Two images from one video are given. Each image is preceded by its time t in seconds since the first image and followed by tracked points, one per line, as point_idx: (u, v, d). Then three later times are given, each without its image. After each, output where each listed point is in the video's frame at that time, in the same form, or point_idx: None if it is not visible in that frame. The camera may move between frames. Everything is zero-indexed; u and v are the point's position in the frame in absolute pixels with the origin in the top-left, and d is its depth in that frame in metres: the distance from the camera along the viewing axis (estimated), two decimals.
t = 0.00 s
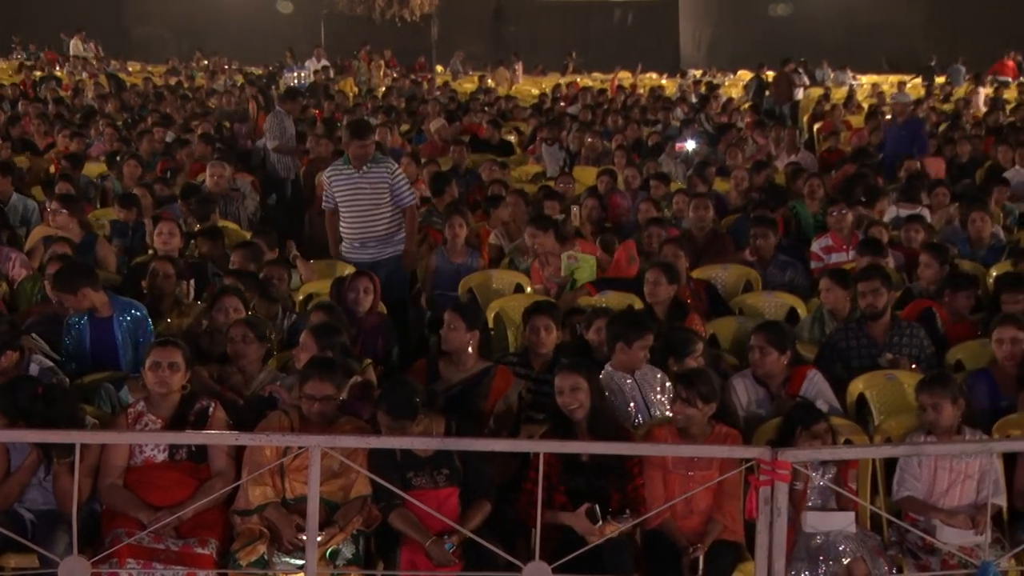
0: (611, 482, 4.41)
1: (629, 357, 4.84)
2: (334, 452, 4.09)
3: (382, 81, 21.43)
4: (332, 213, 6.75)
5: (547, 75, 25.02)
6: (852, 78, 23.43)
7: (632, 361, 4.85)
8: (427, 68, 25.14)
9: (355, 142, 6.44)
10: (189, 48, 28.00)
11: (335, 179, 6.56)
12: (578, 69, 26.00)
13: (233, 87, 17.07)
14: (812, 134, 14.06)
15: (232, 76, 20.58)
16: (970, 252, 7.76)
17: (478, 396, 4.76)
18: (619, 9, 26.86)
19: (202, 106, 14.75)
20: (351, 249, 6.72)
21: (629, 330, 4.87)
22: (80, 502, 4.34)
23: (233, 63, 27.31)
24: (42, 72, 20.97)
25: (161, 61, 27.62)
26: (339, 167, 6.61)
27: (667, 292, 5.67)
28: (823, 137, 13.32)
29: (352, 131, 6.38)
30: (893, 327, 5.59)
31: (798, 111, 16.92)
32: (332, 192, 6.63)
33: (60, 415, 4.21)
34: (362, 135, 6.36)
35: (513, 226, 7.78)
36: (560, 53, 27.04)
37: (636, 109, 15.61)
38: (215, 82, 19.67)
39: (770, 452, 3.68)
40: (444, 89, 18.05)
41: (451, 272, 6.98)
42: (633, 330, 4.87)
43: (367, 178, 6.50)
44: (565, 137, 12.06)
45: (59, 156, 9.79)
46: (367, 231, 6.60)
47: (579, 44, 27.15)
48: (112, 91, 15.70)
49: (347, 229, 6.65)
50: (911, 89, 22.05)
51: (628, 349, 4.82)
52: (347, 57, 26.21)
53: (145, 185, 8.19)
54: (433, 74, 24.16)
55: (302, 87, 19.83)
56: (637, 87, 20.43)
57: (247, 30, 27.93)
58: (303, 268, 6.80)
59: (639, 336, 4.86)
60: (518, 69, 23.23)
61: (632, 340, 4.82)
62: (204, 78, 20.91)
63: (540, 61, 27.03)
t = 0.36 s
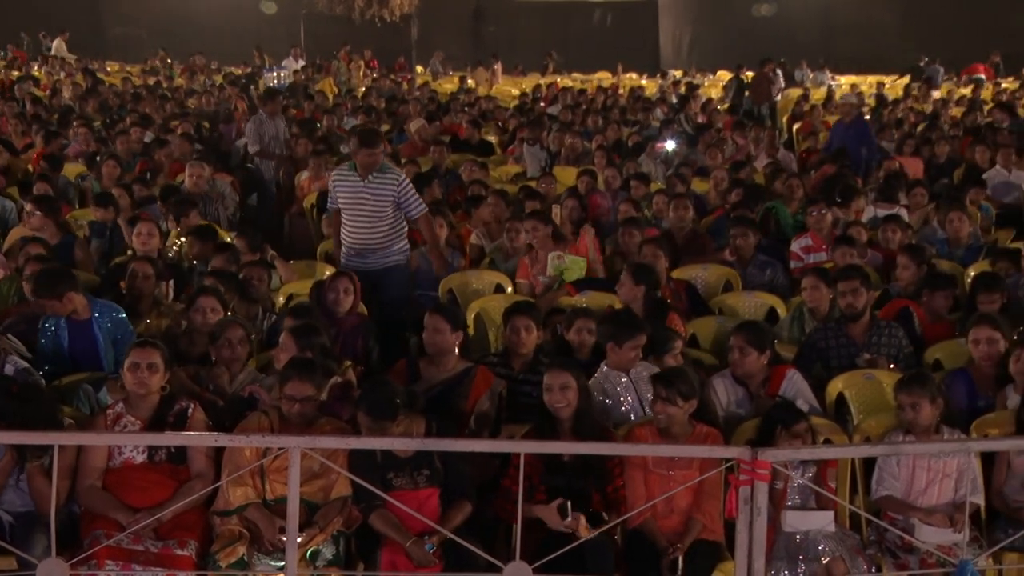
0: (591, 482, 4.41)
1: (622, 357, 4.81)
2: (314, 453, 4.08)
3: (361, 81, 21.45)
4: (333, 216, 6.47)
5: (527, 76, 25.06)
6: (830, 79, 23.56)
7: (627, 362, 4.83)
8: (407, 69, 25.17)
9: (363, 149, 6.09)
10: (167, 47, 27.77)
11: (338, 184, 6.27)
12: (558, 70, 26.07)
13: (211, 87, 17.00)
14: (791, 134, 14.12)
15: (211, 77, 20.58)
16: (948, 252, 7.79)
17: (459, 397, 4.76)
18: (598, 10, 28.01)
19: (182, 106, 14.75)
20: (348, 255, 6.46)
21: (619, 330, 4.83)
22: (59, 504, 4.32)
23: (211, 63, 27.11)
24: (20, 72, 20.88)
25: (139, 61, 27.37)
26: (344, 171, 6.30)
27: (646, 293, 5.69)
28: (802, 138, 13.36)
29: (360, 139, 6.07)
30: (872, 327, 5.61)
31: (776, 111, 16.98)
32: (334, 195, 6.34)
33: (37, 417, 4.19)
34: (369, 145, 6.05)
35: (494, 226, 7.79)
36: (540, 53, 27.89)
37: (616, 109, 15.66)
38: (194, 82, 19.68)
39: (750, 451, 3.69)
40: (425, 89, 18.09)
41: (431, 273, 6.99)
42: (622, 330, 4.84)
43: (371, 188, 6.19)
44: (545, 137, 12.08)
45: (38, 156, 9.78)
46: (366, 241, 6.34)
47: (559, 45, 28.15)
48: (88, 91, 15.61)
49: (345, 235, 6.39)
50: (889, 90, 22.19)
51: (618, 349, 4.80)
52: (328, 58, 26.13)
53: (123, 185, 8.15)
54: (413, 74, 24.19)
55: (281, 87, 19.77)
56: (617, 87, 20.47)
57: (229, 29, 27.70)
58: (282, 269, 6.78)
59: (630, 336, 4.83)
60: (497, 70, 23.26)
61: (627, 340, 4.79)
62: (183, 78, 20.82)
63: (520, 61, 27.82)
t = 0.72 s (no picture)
0: (570, 481, 4.42)
1: (644, 357, 4.85)
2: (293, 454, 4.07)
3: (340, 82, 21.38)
4: (327, 214, 6.39)
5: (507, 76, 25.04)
6: (809, 79, 23.61)
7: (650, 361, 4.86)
8: (386, 70, 25.12)
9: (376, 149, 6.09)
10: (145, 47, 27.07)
11: (340, 178, 6.24)
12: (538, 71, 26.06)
13: (189, 87, 16.91)
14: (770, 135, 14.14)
15: (189, 77, 20.49)
16: (926, 252, 7.83)
17: (439, 395, 4.75)
18: (578, 10, 28.08)
19: (160, 106, 14.69)
20: (343, 255, 6.37)
21: (633, 330, 4.89)
22: (36, 506, 4.30)
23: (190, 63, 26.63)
24: None
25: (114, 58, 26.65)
26: (345, 168, 6.28)
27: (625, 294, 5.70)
28: (780, 138, 13.39)
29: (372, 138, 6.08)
30: (850, 327, 5.63)
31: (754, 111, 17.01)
32: (333, 191, 6.29)
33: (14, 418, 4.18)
34: (383, 142, 6.04)
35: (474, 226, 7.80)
36: (518, 53, 27.84)
37: (595, 110, 15.66)
38: (171, 82, 19.59)
39: (730, 451, 3.69)
40: (404, 89, 18.05)
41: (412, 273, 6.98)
42: (635, 331, 4.90)
43: (376, 185, 6.20)
44: (524, 137, 12.07)
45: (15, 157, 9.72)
46: (367, 239, 6.28)
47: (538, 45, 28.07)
48: (64, 90, 15.48)
49: (342, 233, 6.31)
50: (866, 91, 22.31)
51: (632, 349, 4.84)
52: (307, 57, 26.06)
53: (100, 186, 8.12)
54: (392, 74, 24.14)
55: (260, 87, 19.67)
56: (596, 87, 20.46)
57: (211, 30, 27.10)
58: (263, 270, 6.77)
59: (641, 336, 4.89)
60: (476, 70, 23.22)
61: (645, 338, 4.84)
62: (161, 78, 20.73)
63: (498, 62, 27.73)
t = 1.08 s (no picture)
0: (546, 479, 4.43)
1: (646, 358, 4.84)
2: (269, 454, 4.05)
3: (316, 81, 21.28)
4: (307, 221, 6.17)
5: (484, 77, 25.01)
6: (784, 80, 23.65)
7: (652, 362, 4.84)
8: (361, 70, 25.04)
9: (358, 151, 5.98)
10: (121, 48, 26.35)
11: (327, 184, 6.05)
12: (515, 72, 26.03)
13: (163, 87, 16.81)
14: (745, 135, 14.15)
15: (162, 76, 20.39)
16: (899, 252, 7.87)
17: (402, 395, 4.71)
18: (554, 10, 28.03)
19: (133, 106, 14.61)
20: (332, 260, 6.19)
21: (639, 330, 4.87)
22: (9, 506, 4.27)
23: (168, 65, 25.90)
24: None
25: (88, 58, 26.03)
26: (327, 173, 6.09)
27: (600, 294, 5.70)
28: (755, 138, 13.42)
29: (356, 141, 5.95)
30: (826, 327, 5.65)
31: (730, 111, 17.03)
32: (319, 196, 6.09)
33: None
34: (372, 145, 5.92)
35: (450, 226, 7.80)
36: (494, 53, 27.74)
37: (572, 109, 15.65)
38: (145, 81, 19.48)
39: (705, 450, 3.70)
40: (379, 90, 18.00)
41: (388, 274, 6.98)
42: (640, 331, 4.90)
43: (365, 187, 6.09)
44: (500, 137, 12.06)
45: None
46: (357, 242, 6.15)
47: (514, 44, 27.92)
48: (36, 89, 15.36)
49: (332, 238, 6.13)
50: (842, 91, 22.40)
51: (635, 348, 4.82)
52: (283, 57, 25.95)
53: (73, 186, 8.08)
54: (367, 75, 24.06)
55: (235, 88, 19.57)
56: (571, 87, 20.44)
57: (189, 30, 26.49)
58: (238, 271, 6.77)
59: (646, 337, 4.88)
60: (451, 71, 23.15)
61: (648, 340, 4.84)
62: (135, 78, 20.61)
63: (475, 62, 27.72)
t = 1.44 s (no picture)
0: (525, 480, 4.38)
1: (639, 361, 4.89)
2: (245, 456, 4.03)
3: (293, 81, 21.24)
4: (289, 240, 6.11)
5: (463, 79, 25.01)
6: (761, 82, 23.73)
7: (643, 366, 4.89)
8: (339, 71, 25.00)
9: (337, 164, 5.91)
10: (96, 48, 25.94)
11: (307, 199, 6.01)
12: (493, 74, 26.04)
13: (137, 89, 16.74)
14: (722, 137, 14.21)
15: (139, 76, 20.32)
16: (875, 253, 7.89)
17: (379, 398, 4.68)
18: (531, 12, 28.31)
19: (109, 107, 14.57)
20: (324, 273, 6.16)
21: (634, 332, 4.91)
22: None
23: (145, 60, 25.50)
24: None
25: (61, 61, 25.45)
26: (302, 189, 6.04)
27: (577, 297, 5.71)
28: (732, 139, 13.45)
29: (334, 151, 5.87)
30: (803, 328, 5.67)
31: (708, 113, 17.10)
32: (300, 213, 6.04)
33: None
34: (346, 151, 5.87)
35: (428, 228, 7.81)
36: (470, 57, 28.08)
37: (549, 110, 15.69)
38: (121, 82, 19.41)
39: (683, 450, 3.70)
40: (357, 91, 17.99)
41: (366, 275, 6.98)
42: (636, 333, 4.92)
43: (343, 195, 6.08)
44: (479, 139, 12.07)
45: None
46: (343, 251, 6.14)
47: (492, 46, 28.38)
48: (9, 89, 15.28)
49: (320, 251, 6.10)
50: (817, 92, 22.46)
51: (629, 352, 4.86)
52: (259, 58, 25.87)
53: (48, 189, 8.07)
54: (345, 76, 24.03)
55: (210, 89, 19.52)
56: (549, 87, 20.48)
57: (166, 31, 26.29)
58: (214, 273, 6.77)
59: (640, 340, 4.91)
60: (428, 72, 23.14)
61: (642, 343, 4.88)
62: (110, 79, 20.56)
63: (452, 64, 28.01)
